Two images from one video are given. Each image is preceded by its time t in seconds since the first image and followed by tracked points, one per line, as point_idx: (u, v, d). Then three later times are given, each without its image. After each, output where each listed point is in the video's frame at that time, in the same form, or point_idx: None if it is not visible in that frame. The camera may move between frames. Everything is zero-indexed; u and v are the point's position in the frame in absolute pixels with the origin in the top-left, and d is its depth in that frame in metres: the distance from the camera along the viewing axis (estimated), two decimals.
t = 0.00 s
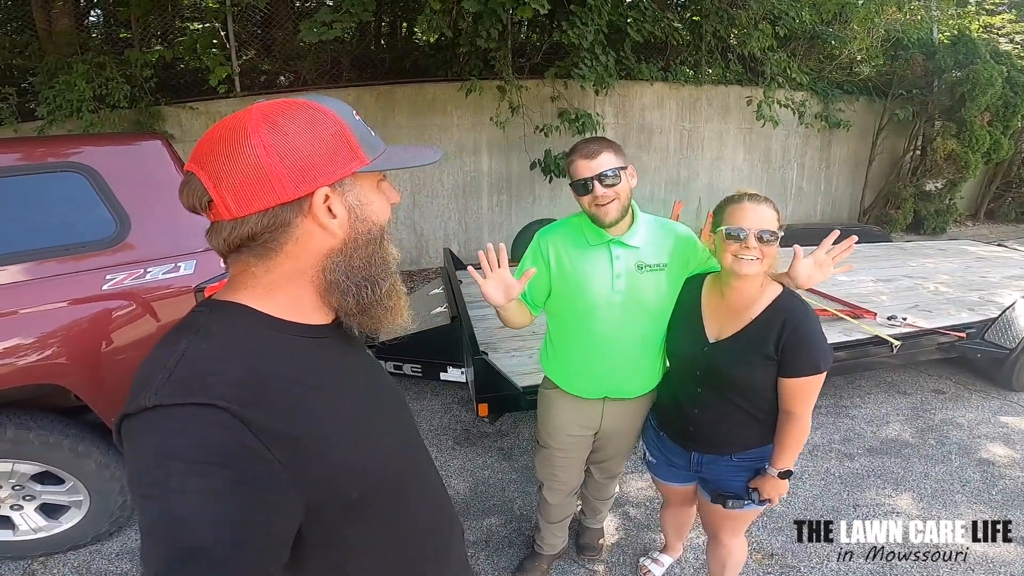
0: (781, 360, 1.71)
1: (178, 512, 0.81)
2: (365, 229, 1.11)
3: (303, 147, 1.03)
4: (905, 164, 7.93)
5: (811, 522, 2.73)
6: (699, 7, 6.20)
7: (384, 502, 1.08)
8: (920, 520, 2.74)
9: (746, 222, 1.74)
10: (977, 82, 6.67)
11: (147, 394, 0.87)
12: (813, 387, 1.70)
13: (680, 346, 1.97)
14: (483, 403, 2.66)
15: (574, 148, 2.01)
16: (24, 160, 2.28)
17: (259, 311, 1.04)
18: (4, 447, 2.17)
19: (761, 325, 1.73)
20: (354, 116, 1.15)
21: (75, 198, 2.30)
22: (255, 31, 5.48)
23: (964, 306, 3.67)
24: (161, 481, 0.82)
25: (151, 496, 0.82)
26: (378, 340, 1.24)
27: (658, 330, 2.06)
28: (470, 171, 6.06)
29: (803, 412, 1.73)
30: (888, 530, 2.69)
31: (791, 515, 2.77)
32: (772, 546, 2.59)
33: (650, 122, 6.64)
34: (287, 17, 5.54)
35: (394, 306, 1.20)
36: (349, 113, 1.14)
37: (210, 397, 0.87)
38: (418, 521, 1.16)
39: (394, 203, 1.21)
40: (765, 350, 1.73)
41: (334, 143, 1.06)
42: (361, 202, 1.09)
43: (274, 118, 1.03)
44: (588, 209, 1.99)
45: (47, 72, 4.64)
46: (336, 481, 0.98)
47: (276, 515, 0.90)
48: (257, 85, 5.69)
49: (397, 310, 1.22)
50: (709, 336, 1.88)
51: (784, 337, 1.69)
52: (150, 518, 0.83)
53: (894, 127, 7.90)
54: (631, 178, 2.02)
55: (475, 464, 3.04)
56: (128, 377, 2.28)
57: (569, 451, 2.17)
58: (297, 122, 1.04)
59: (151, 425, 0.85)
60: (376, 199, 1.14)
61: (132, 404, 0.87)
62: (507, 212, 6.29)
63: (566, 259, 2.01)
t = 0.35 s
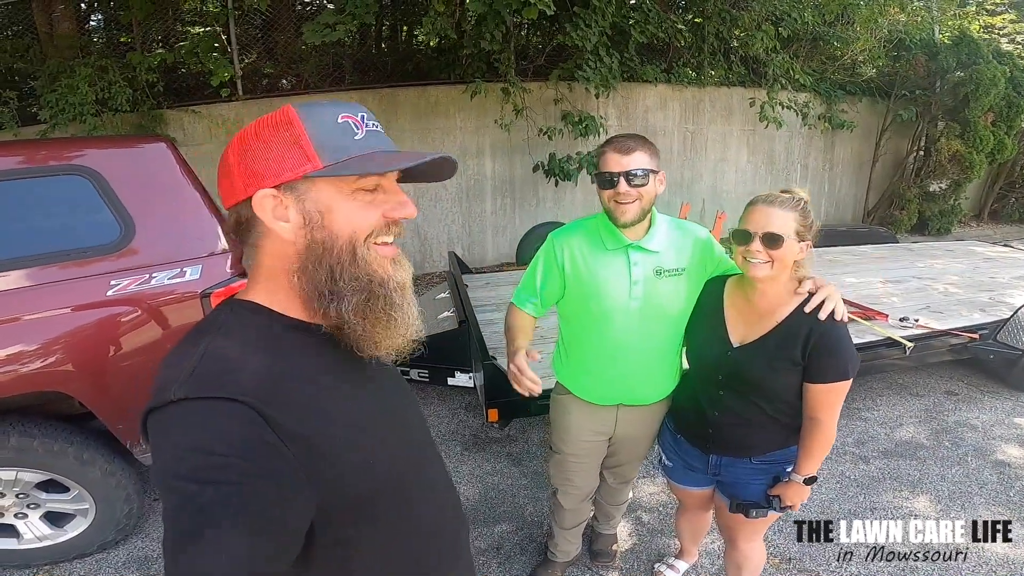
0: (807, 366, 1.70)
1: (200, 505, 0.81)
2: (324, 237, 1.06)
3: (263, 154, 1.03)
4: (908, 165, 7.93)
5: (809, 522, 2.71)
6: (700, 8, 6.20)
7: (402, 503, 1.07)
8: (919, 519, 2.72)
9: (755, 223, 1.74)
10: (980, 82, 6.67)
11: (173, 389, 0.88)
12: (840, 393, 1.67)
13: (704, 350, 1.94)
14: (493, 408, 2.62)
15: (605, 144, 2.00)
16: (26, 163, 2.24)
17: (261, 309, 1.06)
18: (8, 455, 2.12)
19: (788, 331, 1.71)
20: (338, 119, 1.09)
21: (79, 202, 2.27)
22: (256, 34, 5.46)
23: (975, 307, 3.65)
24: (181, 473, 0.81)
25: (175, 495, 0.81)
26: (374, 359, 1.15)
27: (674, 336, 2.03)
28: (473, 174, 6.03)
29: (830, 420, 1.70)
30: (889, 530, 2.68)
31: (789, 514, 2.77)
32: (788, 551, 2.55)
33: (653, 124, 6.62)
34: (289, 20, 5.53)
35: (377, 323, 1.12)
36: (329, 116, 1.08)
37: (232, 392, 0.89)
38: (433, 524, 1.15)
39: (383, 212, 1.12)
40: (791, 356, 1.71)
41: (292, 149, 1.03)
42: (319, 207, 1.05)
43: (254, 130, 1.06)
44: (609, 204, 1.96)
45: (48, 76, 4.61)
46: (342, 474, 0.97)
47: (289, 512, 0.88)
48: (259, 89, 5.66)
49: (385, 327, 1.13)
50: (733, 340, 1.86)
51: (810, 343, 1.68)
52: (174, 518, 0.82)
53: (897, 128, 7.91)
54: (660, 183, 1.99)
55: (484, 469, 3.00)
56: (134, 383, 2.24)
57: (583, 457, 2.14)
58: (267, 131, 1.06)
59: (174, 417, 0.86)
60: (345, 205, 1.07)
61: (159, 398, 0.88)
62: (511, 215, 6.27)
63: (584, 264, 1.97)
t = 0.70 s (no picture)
0: (821, 376, 1.68)
1: (209, 510, 0.80)
2: (294, 253, 1.08)
3: (254, 173, 1.10)
4: (910, 166, 7.93)
5: (809, 522, 2.70)
6: (701, 10, 6.19)
7: (417, 511, 1.07)
8: (918, 519, 2.73)
9: (765, 226, 1.75)
10: (981, 82, 6.66)
11: (187, 394, 0.87)
12: (852, 404, 1.66)
13: (715, 357, 1.93)
14: (500, 414, 2.61)
15: (638, 148, 1.98)
16: (29, 169, 2.23)
17: (276, 314, 1.08)
18: (16, 464, 2.11)
19: (799, 338, 1.71)
20: (309, 131, 1.08)
21: (83, 209, 2.25)
22: (257, 37, 5.45)
23: (981, 308, 3.64)
24: (191, 479, 0.81)
25: (189, 504, 0.81)
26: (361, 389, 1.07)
27: (692, 346, 2.02)
28: (475, 177, 6.02)
29: (842, 429, 1.69)
30: (889, 530, 2.68)
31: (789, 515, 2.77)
32: (799, 555, 2.55)
33: (655, 126, 6.62)
34: (290, 23, 5.52)
35: (347, 347, 1.06)
36: (301, 129, 1.08)
37: (245, 399, 0.87)
38: (447, 529, 1.15)
39: (352, 227, 1.11)
40: (804, 364, 1.70)
41: (265, 166, 1.07)
42: (289, 224, 1.08)
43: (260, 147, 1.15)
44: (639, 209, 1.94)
45: (50, 80, 4.59)
46: (353, 481, 0.96)
47: (294, 517, 0.88)
48: (261, 92, 5.63)
49: (359, 353, 1.07)
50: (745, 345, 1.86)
51: (824, 353, 1.67)
52: (185, 527, 0.81)
53: (899, 128, 7.92)
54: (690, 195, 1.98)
55: (491, 474, 2.99)
56: (140, 390, 2.23)
57: (593, 464, 2.12)
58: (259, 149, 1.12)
59: (186, 421, 0.84)
60: (313, 222, 1.08)
61: (174, 403, 0.87)
62: (514, 218, 6.27)
63: (605, 273, 1.95)
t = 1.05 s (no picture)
0: (828, 385, 1.68)
1: (224, 511, 0.81)
2: (308, 257, 1.09)
3: (271, 178, 1.12)
4: (917, 170, 7.90)
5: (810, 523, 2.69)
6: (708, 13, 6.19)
7: (424, 514, 1.07)
8: (918, 520, 2.74)
9: (781, 233, 1.74)
10: (990, 86, 6.63)
11: (202, 395, 0.87)
12: (860, 413, 1.66)
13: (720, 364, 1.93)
14: (504, 417, 2.61)
15: (627, 156, 1.97)
16: (38, 170, 2.24)
17: (286, 322, 1.07)
18: (23, 462, 2.13)
19: (806, 345, 1.70)
20: (322, 135, 1.09)
21: (92, 209, 2.27)
22: (264, 39, 5.48)
23: (989, 314, 3.62)
24: (204, 479, 0.82)
25: (200, 505, 0.81)
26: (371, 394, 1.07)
27: (697, 352, 2.02)
28: (481, 180, 6.03)
29: (849, 440, 1.68)
30: (889, 530, 2.69)
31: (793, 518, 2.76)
32: (803, 560, 2.54)
33: (661, 129, 6.61)
34: (297, 24, 5.55)
35: (357, 352, 1.07)
36: (314, 134, 1.09)
37: (259, 402, 0.88)
38: (450, 532, 1.14)
39: (365, 232, 1.12)
40: (810, 372, 1.69)
41: (281, 171, 1.09)
42: (303, 228, 1.10)
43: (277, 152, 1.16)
44: (637, 220, 1.93)
45: (60, 80, 4.63)
46: (363, 480, 0.97)
47: (304, 520, 0.89)
48: (268, 93, 5.66)
49: (368, 356, 1.07)
50: (749, 355, 1.85)
51: (830, 362, 1.66)
52: (197, 529, 0.82)
53: (906, 133, 7.88)
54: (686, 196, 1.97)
55: (495, 477, 2.99)
56: (147, 391, 2.24)
57: (598, 469, 2.12)
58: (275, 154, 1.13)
59: (203, 423, 0.85)
60: (325, 226, 1.09)
61: (188, 405, 0.87)
62: (519, 221, 6.28)
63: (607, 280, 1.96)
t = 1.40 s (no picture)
0: (834, 389, 1.67)
1: (231, 507, 0.82)
2: (312, 255, 1.10)
3: (274, 178, 1.14)
4: (923, 175, 7.88)
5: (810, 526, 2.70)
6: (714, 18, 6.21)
7: (425, 512, 1.07)
8: (919, 520, 2.76)
9: (784, 240, 1.72)
10: (997, 91, 6.63)
11: (210, 393, 0.88)
12: (866, 416, 1.66)
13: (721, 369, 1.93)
14: (508, 418, 2.62)
15: (614, 157, 1.99)
16: (45, 169, 2.26)
17: (294, 323, 1.08)
18: (28, 459, 2.14)
19: (811, 349, 1.70)
20: (326, 135, 1.10)
21: (101, 208, 2.29)
22: (272, 41, 5.52)
23: (994, 320, 3.62)
24: (211, 476, 0.83)
25: (208, 500, 0.83)
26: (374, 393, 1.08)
27: (686, 354, 2.04)
28: (485, 183, 6.05)
29: (857, 446, 1.69)
30: (890, 531, 2.71)
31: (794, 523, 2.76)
32: (804, 564, 2.53)
33: (666, 133, 6.62)
34: (305, 27, 5.59)
35: (361, 350, 1.08)
36: (318, 134, 1.10)
37: (267, 400, 0.89)
38: (452, 532, 1.15)
39: (367, 232, 1.12)
40: (816, 377, 1.69)
41: (284, 169, 1.10)
42: (307, 228, 1.11)
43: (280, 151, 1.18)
44: (622, 218, 1.95)
45: (70, 80, 4.68)
46: (366, 476, 0.98)
47: (310, 516, 0.90)
48: (275, 95, 5.70)
49: (371, 355, 1.09)
50: (751, 361, 1.84)
51: (836, 365, 1.66)
52: (206, 523, 0.83)
53: (912, 138, 7.87)
54: (674, 196, 1.98)
55: (496, 479, 2.99)
56: (153, 390, 2.26)
57: (595, 471, 2.15)
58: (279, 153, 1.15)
59: (210, 420, 0.85)
60: (329, 225, 1.10)
61: (195, 403, 0.88)
62: (523, 225, 6.29)
63: (597, 281, 1.97)
